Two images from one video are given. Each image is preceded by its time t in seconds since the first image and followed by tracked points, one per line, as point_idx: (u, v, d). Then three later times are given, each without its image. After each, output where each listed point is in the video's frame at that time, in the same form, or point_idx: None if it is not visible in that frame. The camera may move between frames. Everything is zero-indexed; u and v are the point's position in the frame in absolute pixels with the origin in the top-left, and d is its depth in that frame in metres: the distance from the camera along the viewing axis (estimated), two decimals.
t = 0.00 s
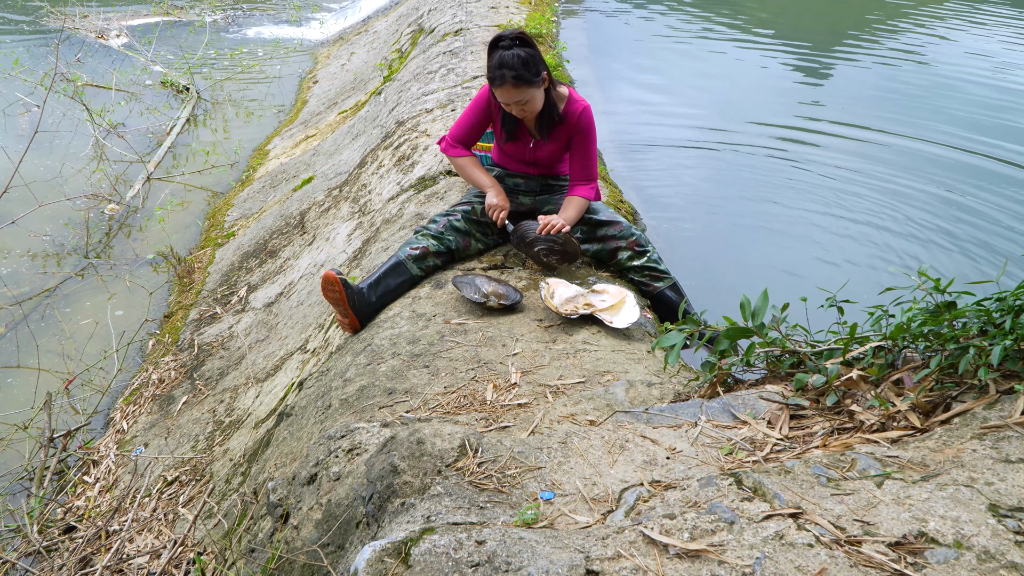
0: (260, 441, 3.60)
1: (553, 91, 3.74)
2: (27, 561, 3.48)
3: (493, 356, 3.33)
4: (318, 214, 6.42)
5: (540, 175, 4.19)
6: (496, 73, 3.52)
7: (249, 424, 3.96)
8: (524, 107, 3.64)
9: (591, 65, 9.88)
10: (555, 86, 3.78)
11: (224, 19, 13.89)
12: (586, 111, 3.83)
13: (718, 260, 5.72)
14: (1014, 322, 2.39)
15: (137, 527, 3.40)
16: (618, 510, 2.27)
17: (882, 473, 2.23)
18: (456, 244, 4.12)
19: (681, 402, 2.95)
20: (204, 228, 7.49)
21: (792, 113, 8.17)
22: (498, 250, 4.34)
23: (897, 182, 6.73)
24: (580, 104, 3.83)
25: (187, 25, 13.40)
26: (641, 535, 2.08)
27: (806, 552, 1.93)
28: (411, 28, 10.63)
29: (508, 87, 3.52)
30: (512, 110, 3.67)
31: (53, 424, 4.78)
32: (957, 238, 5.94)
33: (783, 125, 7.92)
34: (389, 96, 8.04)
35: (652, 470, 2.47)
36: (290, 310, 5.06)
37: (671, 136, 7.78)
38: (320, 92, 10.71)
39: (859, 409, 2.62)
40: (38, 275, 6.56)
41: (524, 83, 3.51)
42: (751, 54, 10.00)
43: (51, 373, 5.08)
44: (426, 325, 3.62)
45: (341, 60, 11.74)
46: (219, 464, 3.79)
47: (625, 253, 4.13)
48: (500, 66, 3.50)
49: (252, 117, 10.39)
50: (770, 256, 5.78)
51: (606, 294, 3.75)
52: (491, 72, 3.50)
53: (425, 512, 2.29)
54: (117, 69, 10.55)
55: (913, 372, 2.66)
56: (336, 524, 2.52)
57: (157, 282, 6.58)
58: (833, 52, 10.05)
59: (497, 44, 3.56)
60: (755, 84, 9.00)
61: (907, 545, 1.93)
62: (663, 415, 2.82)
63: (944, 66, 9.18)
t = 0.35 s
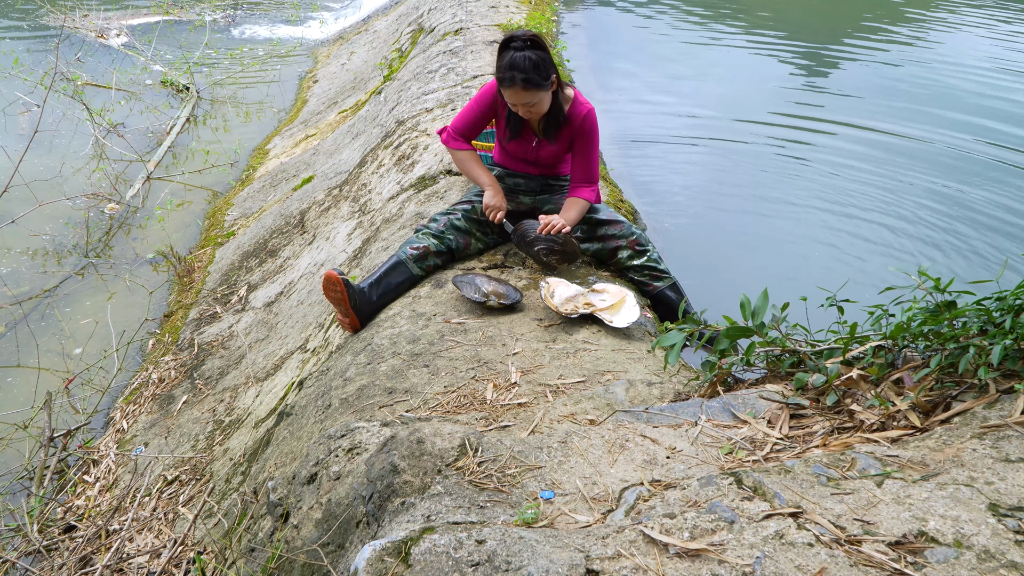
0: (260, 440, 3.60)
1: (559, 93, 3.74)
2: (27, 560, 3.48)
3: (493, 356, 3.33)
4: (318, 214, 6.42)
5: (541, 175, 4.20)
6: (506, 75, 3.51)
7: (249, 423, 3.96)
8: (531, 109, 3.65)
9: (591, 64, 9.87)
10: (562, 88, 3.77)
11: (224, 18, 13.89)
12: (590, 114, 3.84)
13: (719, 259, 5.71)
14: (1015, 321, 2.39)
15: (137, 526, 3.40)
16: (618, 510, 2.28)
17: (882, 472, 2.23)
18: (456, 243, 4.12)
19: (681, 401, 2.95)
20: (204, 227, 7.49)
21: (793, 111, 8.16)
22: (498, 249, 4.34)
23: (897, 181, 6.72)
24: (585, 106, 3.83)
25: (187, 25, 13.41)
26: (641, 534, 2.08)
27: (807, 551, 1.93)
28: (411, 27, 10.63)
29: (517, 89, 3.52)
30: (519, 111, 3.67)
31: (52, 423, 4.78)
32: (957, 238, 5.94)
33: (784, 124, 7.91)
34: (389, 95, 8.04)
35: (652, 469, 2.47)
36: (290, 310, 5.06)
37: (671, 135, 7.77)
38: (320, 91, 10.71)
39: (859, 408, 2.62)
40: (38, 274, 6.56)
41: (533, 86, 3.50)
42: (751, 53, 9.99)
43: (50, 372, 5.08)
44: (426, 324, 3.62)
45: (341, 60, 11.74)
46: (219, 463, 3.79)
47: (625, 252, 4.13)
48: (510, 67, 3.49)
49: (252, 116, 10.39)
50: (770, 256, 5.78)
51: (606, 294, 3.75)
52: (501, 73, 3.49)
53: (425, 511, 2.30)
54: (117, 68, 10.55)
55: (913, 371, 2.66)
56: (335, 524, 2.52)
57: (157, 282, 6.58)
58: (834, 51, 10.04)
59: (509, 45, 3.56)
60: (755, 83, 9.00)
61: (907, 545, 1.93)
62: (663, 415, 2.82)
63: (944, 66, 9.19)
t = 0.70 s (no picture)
0: (260, 440, 3.61)
1: (561, 95, 3.74)
2: (27, 560, 3.49)
3: (493, 355, 3.33)
4: (318, 213, 6.42)
5: (540, 175, 4.20)
6: (507, 80, 3.51)
7: (249, 422, 3.96)
8: (533, 112, 3.66)
9: (591, 63, 9.87)
10: (563, 89, 3.76)
11: (224, 17, 13.89)
12: (591, 115, 3.83)
13: (718, 258, 5.72)
14: (1014, 321, 2.39)
15: (137, 525, 3.41)
16: (618, 509, 2.28)
17: (882, 471, 2.23)
18: (456, 241, 4.12)
19: (680, 401, 2.95)
20: (204, 227, 7.50)
21: (792, 111, 8.17)
22: (498, 248, 4.34)
23: (895, 181, 6.74)
24: (586, 107, 3.82)
25: (186, 24, 13.41)
26: (641, 533, 2.08)
27: (807, 550, 1.93)
28: (411, 27, 10.63)
29: (519, 94, 3.52)
30: (520, 113, 3.68)
31: (52, 423, 4.78)
32: (956, 237, 5.95)
33: (784, 124, 7.90)
34: (389, 95, 8.04)
35: (652, 469, 2.48)
36: (290, 309, 5.07)
37: (671, 135, 7.79)
38: (320, 91, 10.71)
39: (859, 408, 2.62)
40: (38, 274, 6.56)
41: (534, 91, 3.50)
42: (751, 52, 10.00)
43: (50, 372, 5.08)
44: (426, 324, 3.62)
45: (341, 59, 11.74)
46: (219, 463, 3.79)
47: (624, 252, 4.13)
48: (511, 72, 3.48)
49: (252, 116, 10.39)
50: (770, 255, 5.78)
51: (606, 293, 3.76)
52: (502, 78, 3.48)
53: (425, 511, 2.30)
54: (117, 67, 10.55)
55: (913, 370, 2.66)
56: (336, 523, 2.52)
57: (157, 281, 6.59)
58: (835, 51, 10.04)
59: (510, 48, 3.54)
60: (755, 82, 9.01)
61: (907, 544, 1.93)
62: (663, 414, 2.82)
63: (943, 66, 9.20)
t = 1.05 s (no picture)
0: (260, 440, 3.60)
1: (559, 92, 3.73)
2: (27, 560, 3.49)
3: (493, 355, 3.33)
4: (318, 213, 6.42)
5: (540, 173, 4.21)
6: (507, 78, 3.50)
7: (249, 422, 3.96)
8: (534, 109, 3.65)
9: (591, 63, 9.87)
10: (562, 84, 3.76)
11: (224, 17, 13.89)
12: (589, 110, 3.82)
13: (718, 258, 5.71)
14: (1014, 320, 2.40)
15: (137, 525, 3.41)
16: (618, 508, 2.28)
17: (882, 470, 2.23)
18: (456, 241, 4.12)
19: (680, 400, 2.95)
20: (204, 226, 7.50)
21: (792, 110, 8.16)
22: (498, 248, 4.34)
23: (896, 180, 6.74)
24: (583, 103, 3.81)
25: (186, 24, 13.41)
26: (641, 533, 2.08)
27: (807, 550, 1.93)
28: (411, 26, 10.62)
29: (520, 91, 3.52)
30: (521, 110, 3.67)
31: (52, 423, 4.78)
32: (956, 237, 5.95)
33: (783, 125, 7.89)
34: (388, 95, 8.04)
35: (652, 468, 2.48)
36: (290, 309, 5.07)
37: (671, 135, 7.79)
38: (320, 90, 10.71)
39: (859, 407, 2.62)
40: (38, 274, 6.56)
41: (535, 87, 3.50)
42: (751, 51, 10.00)
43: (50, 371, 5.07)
44: (426, 323, 3.62)
45: (341, 59, 11.74)
46: (219, 462, 3.79)
47: (624, 251, 4.13)
48: (511, 70, 3.48)
49: (252, 116, 10.39)
50: (770, 255, 5.79)
51: (606, 292, 3.77)
52: (502, 76, 3.48)
53: (425, 510, 2.30)
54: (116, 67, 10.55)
55: (913, 370, 2.66)
56: (336, 523, 2.52)
57: (157, 281, 6.58)
58: (835, 50, 10.03)
59: (509, 46, 3.53)
60: (755, 82, 9.01)
61: (907, 544, 1.92)
62: (663, 413, 2.82)
63: (943, 66, 9.20)
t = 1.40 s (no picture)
0: (260, 439, 3.60)
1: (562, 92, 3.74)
2: (27, 560, 3.49)
3: (493, 355, 3.33)
4: (318, 212, 6.42)
5: (542, 174, 4.21)
6: (511, 77, 3.49)
7: (249, 422, 3.95)
8: (537, 109, 3.64)
9: (591, 62, 9.86)
10: (564, 85, 3.76)
11: (224, 17, 13.87)
12: (592, 110, 3.84)
13: (718, 256, 5.71)
14: (1014, 320, 2.40)
15: (137, 525, 3.40)
16: (618, 508, 2.28)
17: (882, 470, 2.23)
18: (456, 241, 4.13)
19: (680, 400, 2.95)
20: (204, 226, 7.49)
21: (792, 109, 8.16)
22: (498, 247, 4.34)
23: (895, 179, 6.74)
24: (587, 103, 3.83)
25: (186, 24, 13.39)
26: (641, 533, 2.08)
27: (807, 549, 1.93)
28: (411, 26, 10.61)
29: (524, 91, 3.51)
30: (524, 110, 3.66)
31: (52, 422, 4.78)
32: (956, 235, 5.95)
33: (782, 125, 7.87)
34: (388, 94, 8.03)
35: (652, 468, 2.48)
36: (289, 308, 5.06)
37: (671, 134, 7.78)
38: (320, 90, 10.69)
39: (859, 407, 2.62)
40: (38, 274, 6.56)
41: (538, 86, 3.50)
42: (751, 50, 10.00)
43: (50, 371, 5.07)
44: (426, 323, 3.62)
45: (341, 58, 11.73)
46: (219, 462, 3.79)
47: (624, 251, 4.13)
48: (515, 70, 3.47)
49: (252, 115, 10.38)
50: (770, 253, 5.78)
51: (606, 292, 3.77)
52: (506, 76, 3.47)
53: (425, 510, 2.29)
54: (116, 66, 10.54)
55: (913, 370, 2.66)
56: (336, 522, 2.52)
57: (157, 280, 6.58)
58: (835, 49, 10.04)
59: (512, 46, 3.52)
60: (755, 81, 9.00)
61: (907, 543, 1.92)
62: (663, 413, 2.82)
63: (943, 65, 9.21)
